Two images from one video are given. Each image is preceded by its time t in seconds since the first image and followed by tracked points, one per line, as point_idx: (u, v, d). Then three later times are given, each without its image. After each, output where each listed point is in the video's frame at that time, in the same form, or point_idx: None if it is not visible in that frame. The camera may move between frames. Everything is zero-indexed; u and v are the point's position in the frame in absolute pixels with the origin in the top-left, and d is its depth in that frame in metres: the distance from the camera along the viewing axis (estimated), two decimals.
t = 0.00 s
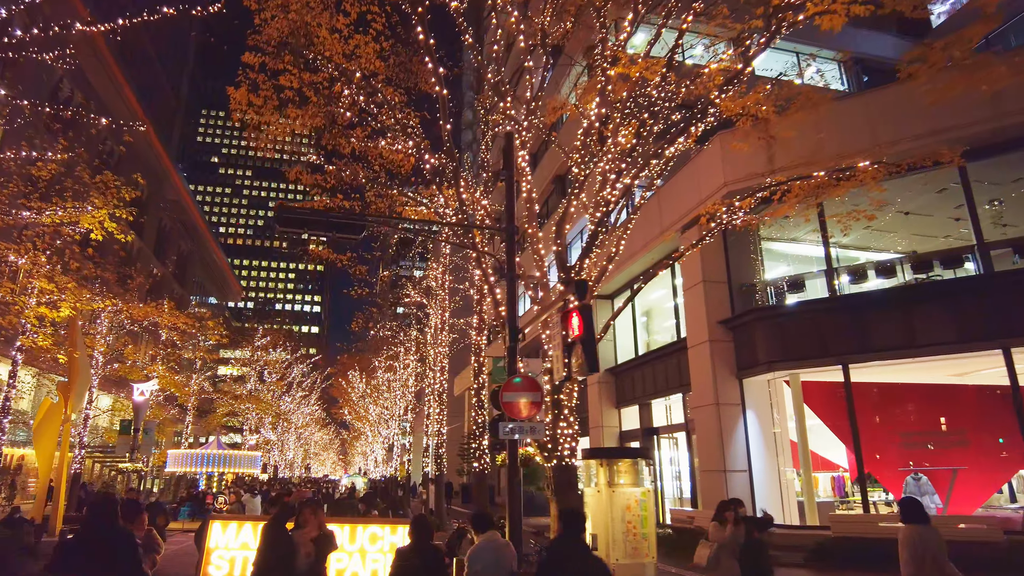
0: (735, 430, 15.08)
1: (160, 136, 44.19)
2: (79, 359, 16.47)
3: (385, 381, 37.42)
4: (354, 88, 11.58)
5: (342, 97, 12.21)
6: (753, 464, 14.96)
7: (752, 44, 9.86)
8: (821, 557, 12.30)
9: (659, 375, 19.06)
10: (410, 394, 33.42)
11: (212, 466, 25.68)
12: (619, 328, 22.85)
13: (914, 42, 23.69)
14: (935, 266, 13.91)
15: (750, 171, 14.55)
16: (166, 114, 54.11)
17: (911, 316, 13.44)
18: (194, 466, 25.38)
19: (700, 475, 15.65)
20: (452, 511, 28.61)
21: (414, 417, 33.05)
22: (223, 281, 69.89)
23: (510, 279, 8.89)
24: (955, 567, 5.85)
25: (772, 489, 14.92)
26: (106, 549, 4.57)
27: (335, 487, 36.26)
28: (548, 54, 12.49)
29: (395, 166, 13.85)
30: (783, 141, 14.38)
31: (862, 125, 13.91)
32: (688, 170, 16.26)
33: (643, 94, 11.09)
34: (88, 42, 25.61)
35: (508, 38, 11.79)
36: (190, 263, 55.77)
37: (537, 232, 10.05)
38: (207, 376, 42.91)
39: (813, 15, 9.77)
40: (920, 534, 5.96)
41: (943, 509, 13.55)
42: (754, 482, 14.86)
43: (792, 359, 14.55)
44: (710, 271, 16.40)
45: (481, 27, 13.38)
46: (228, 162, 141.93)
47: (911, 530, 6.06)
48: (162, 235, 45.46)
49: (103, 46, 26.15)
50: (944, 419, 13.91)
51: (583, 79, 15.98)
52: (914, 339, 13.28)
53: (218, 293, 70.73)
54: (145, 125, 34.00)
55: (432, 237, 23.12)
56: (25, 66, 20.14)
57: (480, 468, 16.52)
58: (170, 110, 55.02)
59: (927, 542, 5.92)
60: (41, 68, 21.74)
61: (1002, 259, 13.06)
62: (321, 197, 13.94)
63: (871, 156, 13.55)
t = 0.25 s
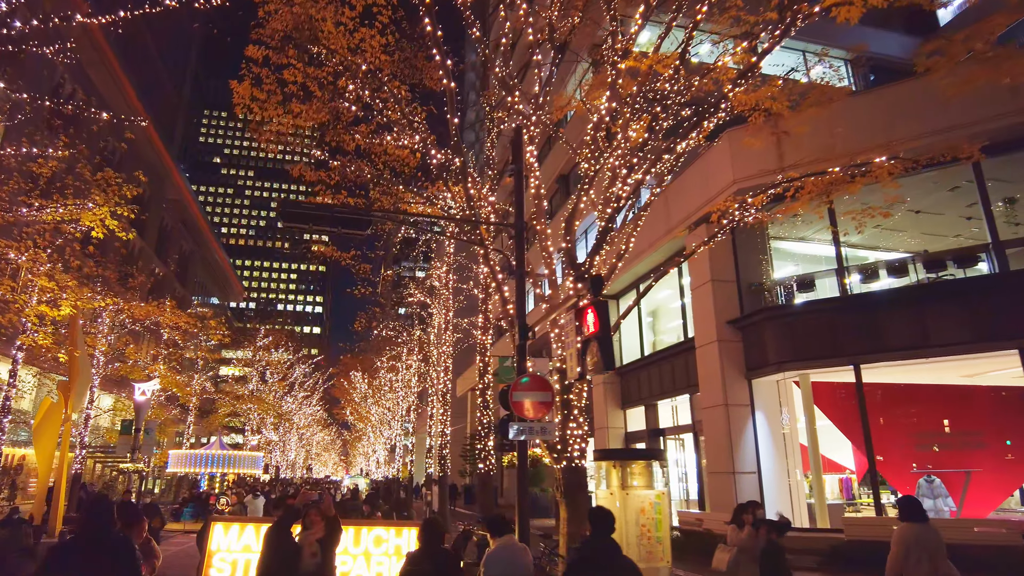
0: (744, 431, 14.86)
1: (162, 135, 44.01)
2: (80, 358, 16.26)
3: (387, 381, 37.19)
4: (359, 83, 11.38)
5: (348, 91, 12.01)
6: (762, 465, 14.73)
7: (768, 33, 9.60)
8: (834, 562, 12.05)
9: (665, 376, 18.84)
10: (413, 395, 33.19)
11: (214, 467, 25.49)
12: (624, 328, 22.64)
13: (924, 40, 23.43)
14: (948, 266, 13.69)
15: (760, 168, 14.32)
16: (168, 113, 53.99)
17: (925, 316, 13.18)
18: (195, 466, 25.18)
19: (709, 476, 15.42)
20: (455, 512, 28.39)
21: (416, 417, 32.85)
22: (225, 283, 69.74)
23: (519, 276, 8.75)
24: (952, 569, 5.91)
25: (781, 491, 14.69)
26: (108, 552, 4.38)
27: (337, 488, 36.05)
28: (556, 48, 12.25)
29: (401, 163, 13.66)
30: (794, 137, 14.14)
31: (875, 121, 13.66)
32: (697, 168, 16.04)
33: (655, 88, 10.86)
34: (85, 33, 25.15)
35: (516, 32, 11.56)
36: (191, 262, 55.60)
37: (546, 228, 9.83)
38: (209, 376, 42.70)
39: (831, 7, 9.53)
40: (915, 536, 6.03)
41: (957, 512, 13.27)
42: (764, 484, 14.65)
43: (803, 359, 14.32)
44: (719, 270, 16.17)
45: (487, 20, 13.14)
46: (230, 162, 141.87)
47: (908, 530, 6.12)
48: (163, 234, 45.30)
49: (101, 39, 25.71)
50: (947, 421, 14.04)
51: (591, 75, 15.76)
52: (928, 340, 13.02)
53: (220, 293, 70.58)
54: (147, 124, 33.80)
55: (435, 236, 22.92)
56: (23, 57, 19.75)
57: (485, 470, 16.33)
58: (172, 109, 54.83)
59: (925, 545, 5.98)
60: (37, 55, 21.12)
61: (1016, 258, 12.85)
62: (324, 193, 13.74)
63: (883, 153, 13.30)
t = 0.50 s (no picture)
0: (753, 430, 14.65)
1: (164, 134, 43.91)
2: (81, 357, 16.11)
3: (391, 381, 37.02)
4: (362, 76, 11.19)
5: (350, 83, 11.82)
6: (772, 465, 14.51)
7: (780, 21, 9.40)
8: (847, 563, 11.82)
9: (672, 374, 18.64)
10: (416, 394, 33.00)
11: (216, 467, 25.33)
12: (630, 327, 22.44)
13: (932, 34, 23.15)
14: (962, 261, 13.40)
15: (768, 162, 14.04)
16: (170, 113, 53.89)
17: (938, 312, 12.94)
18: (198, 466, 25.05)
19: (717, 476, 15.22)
20: (459, 513, 28.20)
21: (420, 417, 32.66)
22: (228, 284, 69.64)
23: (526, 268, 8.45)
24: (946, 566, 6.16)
25: (791, 490, 14.48)
26: (104, 553, 4.21)
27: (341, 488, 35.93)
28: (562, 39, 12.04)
29: (405, 157, 13.49)
30: (804, 129, 13.85)
31: (887, 113, 13.36)
32: (705, 163, 15.78)
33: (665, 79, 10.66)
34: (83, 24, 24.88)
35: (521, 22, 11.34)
36: (194, 262, 55.53)
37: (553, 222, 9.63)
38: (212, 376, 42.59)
39: None
40: (909, 536, 6.26)
41: (972, 511, 13.12)
42: (774, 483, 14.44)
43: (813, 356, 14.09)
44: (727, 266, 15.95)
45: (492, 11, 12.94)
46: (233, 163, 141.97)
47: (903, 531, 6.36)
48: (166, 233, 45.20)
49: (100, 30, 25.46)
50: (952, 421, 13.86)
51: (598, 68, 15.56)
52: (941, 336, 12.77)
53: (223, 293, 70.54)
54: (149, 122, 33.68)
55: (439, 234, 22.74)
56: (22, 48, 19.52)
57: (490, 469, 16.15)
58: (174, 109, 54.72)
59: (923, 546, 6.19)
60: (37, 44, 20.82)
61: None
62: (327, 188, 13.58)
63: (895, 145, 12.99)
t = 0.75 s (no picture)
0: (768, 429, 14.41)
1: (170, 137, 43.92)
2: (88, 360, 15.90)
3: (398, 382, 36.86)
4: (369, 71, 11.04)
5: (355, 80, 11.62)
6: (787, 465, 14.26)
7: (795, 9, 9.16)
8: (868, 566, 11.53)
9: (683, 374, 18.39)
10: (424, 395, 32.85)
11: (224, 470, 25.25)
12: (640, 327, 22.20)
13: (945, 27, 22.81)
14: (981, 256, 13.09)
15: (781, 157, 13.79)
16: (176, 116, 53.98)
17: (958, 309, 12.62)
18: (205, 469, 24.91)
19: (731, 477, 14.97)
20: (468, 515, 28.02)
21: (428, 419, 32.49)
22: (235, 287, 69.78)
23: (537, 265, 8.25)
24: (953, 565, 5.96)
25: (807, 491, 14.23)
26: (107, 555, 4.01)
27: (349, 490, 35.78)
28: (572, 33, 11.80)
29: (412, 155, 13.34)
30: (818, 123, 13.58)
31: (903, 105, 13.04)
32: (716, 158, 15.52)
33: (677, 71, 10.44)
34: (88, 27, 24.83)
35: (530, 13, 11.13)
36: (201, 266, 55.56)
37: (563, 217, 9.44)
38: (219, 379, 42.58)
39: None
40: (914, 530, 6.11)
41: (995, 514, 12.71)
42: (790, 485, 14.17)
43: (829, 355, 13.80)
44: (740, 263, 15.70)
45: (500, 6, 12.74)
46: (240, 167, 142.49)
47: (908, 526, 6.21)
48: (173, 236, 45.27)
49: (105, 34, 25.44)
50: (965, 420, 13.51)
51: (607, 63, 15.35)
52: (961, 332, 12.44)
53: (230, 296, 70.59)
54: (154, 125, 33.55)
55: (446, 234, 22.58)
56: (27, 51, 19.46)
57: (499, 471, 15.95)
58: (180, 111, 54.81)
59: (924, 542, 6.06)
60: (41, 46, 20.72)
61: None
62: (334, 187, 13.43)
63: (913, 137, 12.70)
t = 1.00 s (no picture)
0: (787, 428, 14.15)
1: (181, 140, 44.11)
2: (100, 360, 15.86)
3: (409, 383, 36.77)
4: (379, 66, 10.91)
5: (365, 76, 11.50)
6: (806, 465, 13.98)
7: None
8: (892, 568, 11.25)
9: (697, 373, 18.12)
10: (435, 396, 32.73)
11: (236, 471, 25.27)
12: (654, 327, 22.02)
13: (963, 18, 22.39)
14: (1006, 249, 12.69)
15: (797, 151, 13.49)
16: (186, 119, 54.23)
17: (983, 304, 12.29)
18: (217, 470, 24.91)
19: (749, 477, 14.71)
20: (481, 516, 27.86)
21: (439, 420, 32.36)
22: (247, 288, 70.05)
23: (552, 259, 8.08)
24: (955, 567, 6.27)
25: (827, 492, 13.94)
26: (118, 556, 3.87)
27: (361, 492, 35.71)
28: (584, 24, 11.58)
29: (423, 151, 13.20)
30: (836, 116, 13.29)
31: (923, 95, 12.73)
32: (730, 154, 15.25)
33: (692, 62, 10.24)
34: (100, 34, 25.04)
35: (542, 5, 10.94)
36: (212, 268, 55.77)
37: (578, 212, 9.25)
38: (231, 381, 42.69)
39: None
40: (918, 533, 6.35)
41: None
42: (809, 485, 13.89)
43: (849, 352, 13.51)
44: (756, 259, 15.43)
45: None
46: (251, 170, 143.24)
47: (913, 529, 6.44)
48: (184, 238, 45.52)
49: (117, 40, 25.63)
50: (982, 420, 13.10)
51: (619, 57, 15.13)
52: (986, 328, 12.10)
53: (241, 299, 70.83)
54: (164, 127, 33.65)
55: (457, 233, 22.46)
56: (36, 53, 19.52)
57: (512, 471, 15.79)
58: (190, 114, 55.04)
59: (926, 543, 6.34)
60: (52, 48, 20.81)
61: None
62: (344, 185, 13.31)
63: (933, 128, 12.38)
